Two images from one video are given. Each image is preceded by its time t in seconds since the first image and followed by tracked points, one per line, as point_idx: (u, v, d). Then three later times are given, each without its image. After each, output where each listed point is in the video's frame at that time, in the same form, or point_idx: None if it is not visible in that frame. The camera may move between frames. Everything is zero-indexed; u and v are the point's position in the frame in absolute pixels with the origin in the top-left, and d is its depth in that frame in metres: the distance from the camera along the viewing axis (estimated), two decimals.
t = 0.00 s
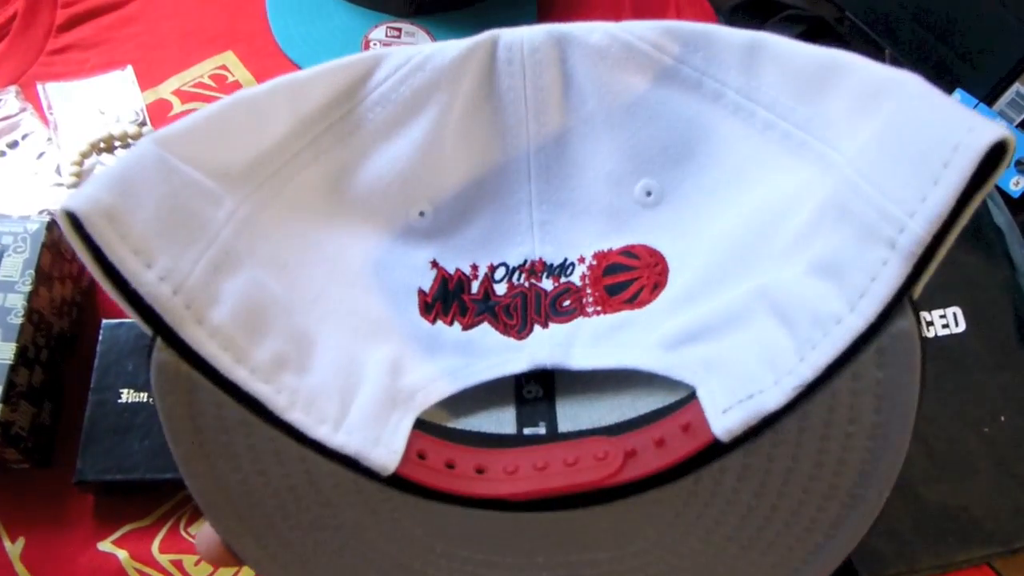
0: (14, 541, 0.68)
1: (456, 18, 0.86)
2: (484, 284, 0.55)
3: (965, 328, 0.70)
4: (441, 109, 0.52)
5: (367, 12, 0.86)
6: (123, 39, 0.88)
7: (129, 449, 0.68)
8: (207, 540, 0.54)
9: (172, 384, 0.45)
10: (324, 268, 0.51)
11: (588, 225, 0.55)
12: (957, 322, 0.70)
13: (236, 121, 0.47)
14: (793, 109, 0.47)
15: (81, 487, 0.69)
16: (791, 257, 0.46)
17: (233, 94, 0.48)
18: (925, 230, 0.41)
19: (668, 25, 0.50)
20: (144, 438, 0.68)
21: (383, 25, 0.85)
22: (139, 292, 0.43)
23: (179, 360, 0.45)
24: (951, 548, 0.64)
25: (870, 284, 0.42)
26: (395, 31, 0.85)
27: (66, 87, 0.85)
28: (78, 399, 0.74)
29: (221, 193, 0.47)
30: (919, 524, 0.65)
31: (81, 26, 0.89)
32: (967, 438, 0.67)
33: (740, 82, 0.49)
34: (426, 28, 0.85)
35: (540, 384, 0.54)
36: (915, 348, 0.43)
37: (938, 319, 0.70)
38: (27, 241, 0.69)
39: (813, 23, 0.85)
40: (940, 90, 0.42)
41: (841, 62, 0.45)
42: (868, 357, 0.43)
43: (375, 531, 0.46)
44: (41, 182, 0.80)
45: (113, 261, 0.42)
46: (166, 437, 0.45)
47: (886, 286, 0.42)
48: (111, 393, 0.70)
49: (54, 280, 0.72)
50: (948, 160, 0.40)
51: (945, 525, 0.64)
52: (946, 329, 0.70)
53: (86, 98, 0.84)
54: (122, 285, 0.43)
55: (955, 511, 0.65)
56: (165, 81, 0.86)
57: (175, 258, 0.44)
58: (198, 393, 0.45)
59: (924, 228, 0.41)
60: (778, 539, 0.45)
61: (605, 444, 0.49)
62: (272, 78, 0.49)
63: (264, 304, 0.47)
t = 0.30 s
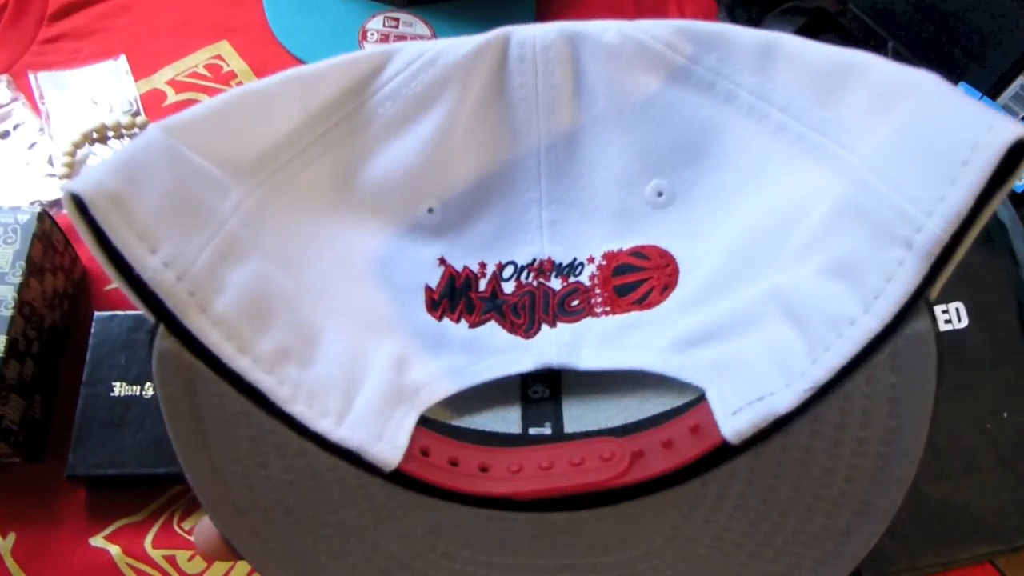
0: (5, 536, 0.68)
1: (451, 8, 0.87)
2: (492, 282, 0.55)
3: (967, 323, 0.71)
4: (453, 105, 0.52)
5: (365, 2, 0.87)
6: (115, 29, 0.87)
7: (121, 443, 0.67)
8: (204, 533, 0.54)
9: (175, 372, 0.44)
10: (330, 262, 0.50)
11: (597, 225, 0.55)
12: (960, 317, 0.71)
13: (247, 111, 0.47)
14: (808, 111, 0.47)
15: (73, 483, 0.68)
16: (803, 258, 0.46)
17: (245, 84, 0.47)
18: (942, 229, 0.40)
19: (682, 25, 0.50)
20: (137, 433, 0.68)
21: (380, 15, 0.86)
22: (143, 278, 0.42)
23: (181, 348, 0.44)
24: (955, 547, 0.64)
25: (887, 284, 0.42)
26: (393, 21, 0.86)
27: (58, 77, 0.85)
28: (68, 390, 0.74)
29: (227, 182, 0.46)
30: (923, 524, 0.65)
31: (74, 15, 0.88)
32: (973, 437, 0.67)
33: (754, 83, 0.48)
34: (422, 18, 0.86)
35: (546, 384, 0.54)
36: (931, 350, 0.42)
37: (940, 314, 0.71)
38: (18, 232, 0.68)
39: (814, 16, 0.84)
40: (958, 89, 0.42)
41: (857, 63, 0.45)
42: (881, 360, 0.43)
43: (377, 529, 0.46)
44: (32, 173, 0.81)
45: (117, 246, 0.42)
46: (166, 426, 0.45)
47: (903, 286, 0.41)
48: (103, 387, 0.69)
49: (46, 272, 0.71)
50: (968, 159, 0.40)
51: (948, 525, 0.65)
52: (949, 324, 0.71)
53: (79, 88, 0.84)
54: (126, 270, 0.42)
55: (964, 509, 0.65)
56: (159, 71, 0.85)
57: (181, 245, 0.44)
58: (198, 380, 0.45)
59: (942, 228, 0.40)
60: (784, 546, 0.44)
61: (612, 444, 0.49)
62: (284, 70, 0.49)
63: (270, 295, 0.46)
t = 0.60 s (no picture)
0: None
1: None
2: (494, 279, 0.54)
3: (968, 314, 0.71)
4: (456, 98, 0.51)
5: None
6: (108, 19, 0.86)
7: (115, 436, 0.66)
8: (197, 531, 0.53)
9: (170, 368, 0.44)
10: (330, 257, 0.50)
11: (601, 221, 0.54)
12: (961, 309, 0.71)
13: (247, 102, 0.46)
14: (816, 106, 0.46)
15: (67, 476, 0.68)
16: (811, 256, 0.45)
17: (245, 75, 0.47)
18: (953, 229, 0.40)
19: (689, 19, 0.49)
20: (131, 425, 0.67)
21: (377, 4, 0.85)
22: (139, 271, 0.42)
23: (177, 343, 0.44)
24: (955, 538, 0.65)
25: (896, 284, 0.41)
26: (388, 10, 0.85)
27: (51, 68, 0.84)
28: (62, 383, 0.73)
29: (226, 174, 0.45)
30: (924, 517, 0.65)
31: (66, 5, 0.87)
32: (971, 431, 0.67)
33: (761, 78, 0.48)
34: (418, 8, 0.85)
35: (547, 382, 0.53)
36: (941, 351, 0.42)
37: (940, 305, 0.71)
38: (10, 223, 0.67)
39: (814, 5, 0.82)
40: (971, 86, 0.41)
41: (866, 59, 0.44)
42: (891, 360, 0.42)
43: (375, 528, 0.45)
44: (25, 165, 0.80)
45: (113, 239, 0.41)
46: (161, 420, 0.44)
47: (914, 286, 0.41)
48: (97, 379, 0.69)
49: (39, 264, 0.70)
50: (980, 159, 0.39)
51: (946, 517, 0.65)
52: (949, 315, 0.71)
53: (73, 79, 0.83)
54: (122, 264, 0.42)
55: (964, 501, 0.66)
56: (153, 62, 0.84)
57: (177, 237, 0.43)
58: (194, 377, 0.44)
59: (954, 227, 0.40)
60: (787, 549, 0.44)
61: (613, 444, 0.48)
62: (284, 61, 0.48)
63: (268, 290, 0.46)
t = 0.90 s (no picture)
0: None
1: None
2: (493, 267, 0.53)
3: (964, 304, 0.71)
4: (453, 84, 0.50)
5: None
6: (98, 8, 0.85)
7: (107, 427, 0.65)
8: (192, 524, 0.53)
9: (163, 361, 0.43)
10: (326, 246, 0.49)
11: (602, 209, 0.53)
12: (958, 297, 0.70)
13: (240, 88, 0.45)
14: (821, 92, 0.45)
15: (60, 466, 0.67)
16: (815, 246, 0.45)
17: (238, 61, 0.46)
18: (962, 220, 0.39)
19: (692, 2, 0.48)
20: (122, 416, 0.66)
21: None
22: (130, 265, 0.41)
23: (171, 337, 0.43)
24: (950, 526, 0.65)
25: (903, 275, 0.41)
26: None
27: (42, 57, 0.82)
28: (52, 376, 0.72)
29: (219, 163, 0.45)
30: (922, 506, 0.65)
31: None
32: (966, 420, 0.67)
33: (765, 62, 0.47)
34: None
35: (547, 371, 0.52)
36: (948, 345, 0.41)
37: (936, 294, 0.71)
38: None
39: None
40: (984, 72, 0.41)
41: (874, 43, 0.44)
42: (899, 351, 0.42)
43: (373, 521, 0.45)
44: (16, 154, 0.78)
45: (102, 230, 0.40)
46: (155, 414, 0.43)
47: (922, 278, 0.40)
48: (89, 368, 0.68)
49: (29, 253, 0.68)
50: (992, 147, 0.39)
51: (943, 505, 0.65)
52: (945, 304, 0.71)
53: (63, 67, 0.82)
54: (113, 256, 0.41)
55: (960, 490, 0.65)
56: (145, 51, 0.83)
57: (169, 229, 0.42)
58: (187, 370, 0.43)
59: (964, 218, 0.39)
60: (789, 542, 0.43)
61: (614, 436, 0.48)
62: (279, 45, 0.47)
63: (262, 281, 0.45)
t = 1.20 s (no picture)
0: None
1: None
2: (491, 260, 0.52)
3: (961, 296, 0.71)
4: (451, 75, 0.50)
5: None
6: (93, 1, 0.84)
7: (103, 420, 0.65)
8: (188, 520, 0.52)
9: (158, 356, 0.42)
10: (323, 239, 0.48)
11: (601, 201, 0.53)
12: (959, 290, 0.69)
13: (236, 79, 0.44)
14: (822, 83, 0.45)
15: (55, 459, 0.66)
16: (816, 238, 0.44)
17: (233, 51, 0.45)
18: (965, 212, 0.39)
19: None
20: (118, 408, 0.65)
21: None
22: (125, 257, 0.41)
23: (166, 330, 0.42)
24: (945, 518, 0.64)
25: (905, 269, 0.40)
26: None
27: (37, 50, 0.82)
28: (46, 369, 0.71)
29: (214, 154, 0.44)
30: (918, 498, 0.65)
31: None
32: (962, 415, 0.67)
33: (766, 53, 0.47)
34: None
35: (546, 365, 0.52)
36: (948, 338, 0.41)
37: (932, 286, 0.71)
38: None
39: None
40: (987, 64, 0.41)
41: (874, 34, 0.43)
42: (901, 345, 0.41)
43: (371, 515, 0.44)
44: (11, 147, 0.78)
45: (96, 222, 0.40)
46: (150, 408, 0.43)
47: (924, 271, 0.40)
48: (85, 361, 0.67)
49: (24, 246, 0.68)
50: (996, 139, 0.39)
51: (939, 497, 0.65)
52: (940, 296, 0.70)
53: (60, 62, 0.81)
54: (108, 249, 0.41)
55: (956, 483, 0.65)
56: (140, 44, 0.82)
57: (164, 220, 0.42)
58: (183, 364, 0.43)
59: (967, 210, 0.39)
60: (788, 535, 0.43)
61: (613, 429, 0.47)
62: (274, 35, 0.46)
63: (258, 273, 0.44)
